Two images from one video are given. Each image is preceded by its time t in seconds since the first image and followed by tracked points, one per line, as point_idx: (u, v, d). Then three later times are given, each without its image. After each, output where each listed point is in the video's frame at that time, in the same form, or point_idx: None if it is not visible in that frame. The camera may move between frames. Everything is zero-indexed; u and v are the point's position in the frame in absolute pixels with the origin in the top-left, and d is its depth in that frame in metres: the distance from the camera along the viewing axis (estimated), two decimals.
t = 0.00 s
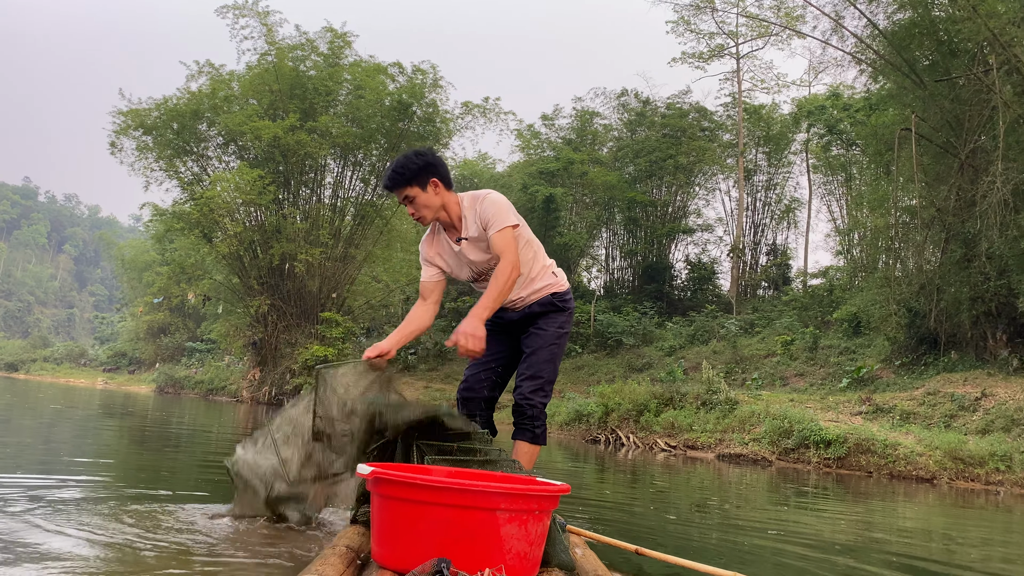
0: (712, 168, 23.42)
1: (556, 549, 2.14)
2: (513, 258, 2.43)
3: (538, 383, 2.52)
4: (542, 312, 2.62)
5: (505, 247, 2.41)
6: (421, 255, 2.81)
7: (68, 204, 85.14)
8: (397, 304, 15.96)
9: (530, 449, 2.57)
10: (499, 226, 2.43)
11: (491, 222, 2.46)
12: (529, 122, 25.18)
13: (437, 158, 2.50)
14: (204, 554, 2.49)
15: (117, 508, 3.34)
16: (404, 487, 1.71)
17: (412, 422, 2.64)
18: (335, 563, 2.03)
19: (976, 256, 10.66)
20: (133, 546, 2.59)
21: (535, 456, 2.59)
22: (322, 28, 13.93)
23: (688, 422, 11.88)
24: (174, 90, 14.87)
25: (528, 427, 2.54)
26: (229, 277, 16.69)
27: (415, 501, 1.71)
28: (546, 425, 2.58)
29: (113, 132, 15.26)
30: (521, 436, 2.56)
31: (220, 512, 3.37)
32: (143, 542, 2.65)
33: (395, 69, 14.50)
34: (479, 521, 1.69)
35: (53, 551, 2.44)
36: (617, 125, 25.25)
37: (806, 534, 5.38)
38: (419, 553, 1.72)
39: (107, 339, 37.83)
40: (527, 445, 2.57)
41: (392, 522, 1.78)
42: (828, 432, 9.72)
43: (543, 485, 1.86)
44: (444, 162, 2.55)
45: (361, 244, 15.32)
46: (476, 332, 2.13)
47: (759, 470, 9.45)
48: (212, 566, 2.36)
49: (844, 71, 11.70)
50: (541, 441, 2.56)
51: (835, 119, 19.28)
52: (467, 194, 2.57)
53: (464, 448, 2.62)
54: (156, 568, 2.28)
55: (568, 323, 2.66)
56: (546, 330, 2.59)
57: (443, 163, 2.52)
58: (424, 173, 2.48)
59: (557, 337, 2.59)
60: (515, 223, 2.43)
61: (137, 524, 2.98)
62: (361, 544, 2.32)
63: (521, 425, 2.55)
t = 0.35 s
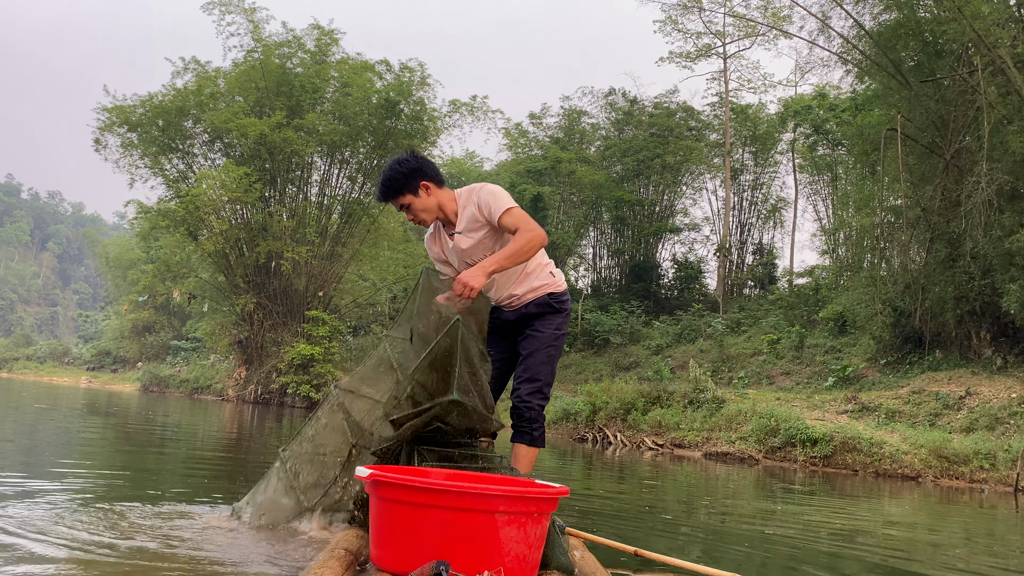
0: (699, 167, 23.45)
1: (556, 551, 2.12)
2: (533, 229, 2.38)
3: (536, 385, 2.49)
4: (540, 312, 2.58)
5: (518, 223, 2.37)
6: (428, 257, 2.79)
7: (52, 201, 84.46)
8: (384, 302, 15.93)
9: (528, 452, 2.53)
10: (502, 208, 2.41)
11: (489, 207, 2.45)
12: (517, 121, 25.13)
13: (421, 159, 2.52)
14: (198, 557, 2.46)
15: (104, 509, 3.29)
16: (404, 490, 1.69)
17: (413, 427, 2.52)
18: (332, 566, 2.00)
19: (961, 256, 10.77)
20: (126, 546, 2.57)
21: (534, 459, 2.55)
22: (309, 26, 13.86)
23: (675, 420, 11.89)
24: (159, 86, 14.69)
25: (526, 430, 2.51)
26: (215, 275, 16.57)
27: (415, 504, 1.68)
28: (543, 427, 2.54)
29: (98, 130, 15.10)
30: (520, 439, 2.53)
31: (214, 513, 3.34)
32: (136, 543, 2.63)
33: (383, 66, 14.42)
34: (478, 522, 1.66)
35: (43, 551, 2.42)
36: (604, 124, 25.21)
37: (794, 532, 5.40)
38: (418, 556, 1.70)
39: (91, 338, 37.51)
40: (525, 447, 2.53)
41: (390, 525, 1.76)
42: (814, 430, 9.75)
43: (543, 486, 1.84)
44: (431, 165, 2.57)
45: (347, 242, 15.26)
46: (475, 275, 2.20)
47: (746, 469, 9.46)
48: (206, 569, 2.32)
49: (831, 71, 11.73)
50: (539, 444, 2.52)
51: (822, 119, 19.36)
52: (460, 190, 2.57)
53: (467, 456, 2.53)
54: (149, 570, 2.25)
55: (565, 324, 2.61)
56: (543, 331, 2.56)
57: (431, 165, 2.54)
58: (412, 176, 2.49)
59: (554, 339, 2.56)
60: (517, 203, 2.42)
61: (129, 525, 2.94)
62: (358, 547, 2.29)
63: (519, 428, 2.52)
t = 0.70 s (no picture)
0: (686, 167, 23.50)
1: (556, 552, 2.13)
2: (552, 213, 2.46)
3: (533, 383, 2.50)
4: (537, 311, 2.60)
5: (535, 208, 2.44)
6: (427, 248, 2.82)
7: (36, 198, 83.77)
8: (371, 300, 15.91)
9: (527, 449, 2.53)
10: (518, 197, 2.47)
11: (503, 196, 2.50)
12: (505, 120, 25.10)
13: (432, 146, 2.53)
14: (193, 558, 2.45)
15: (95, 510, 3.26)
16: (403, 490, 1.69)
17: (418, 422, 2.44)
18: (333, 566, 2.00)
19: (946, 256, 10.85)
20: (122, 547, 2.58)
21: (533, 457, 2.56)
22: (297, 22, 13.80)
23: (663, 419, 11.92)
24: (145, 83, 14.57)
25: (524, 428, 2.52)
26: (201, 273, 16.48)
27: (415, 504, 1.68)
28: (541, 424, 2.55)
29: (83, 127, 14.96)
30: (519, 438, 2.54)
31: (211, 514, 3.30)
32: (133, 543, 2.63)
33: (371, 64, 14.38)
34: (476, 522, 1.66)
35: (35, 551, 2.42)
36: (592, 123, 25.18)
37: (781, 530, 5.43)
38: (417, 557, 1.70)
39: (75, 336, 37.23)
40: (524, 446, 2.53)
41: (390, 526, 1.75)
42: (801, 429, 9.79)
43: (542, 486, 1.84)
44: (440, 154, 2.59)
45: (335, 240, 15.21)
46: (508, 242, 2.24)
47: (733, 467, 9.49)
48: (201, 570, 2.31)
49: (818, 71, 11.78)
50: (538, 442, 2.53)
51: (808, 119, 19.44)
52: (469, 182, 2.61)
53: (465, 456, 2.49)
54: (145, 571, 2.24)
55: (563, 323, 2.63)
56: (540, 329, 2.57)
57: (441, 152, 2.55)
58: (422, 162, 2.49)
59: (551, 337, 2.58)
60: (532, 193, 2.48)
61: (123, 525, 2.92)
62: (358, 548, 2.29)
63: (517, 427, 2.54)
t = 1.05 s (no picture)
0: (675, 167, 23.54)
1: (562, 548, 2.12)
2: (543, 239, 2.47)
3: (537, 385, 2.48)
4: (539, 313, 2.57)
5: (531, 232, 2.45)
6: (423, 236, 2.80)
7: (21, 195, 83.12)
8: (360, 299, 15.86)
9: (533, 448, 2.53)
10: (516, 215, 2.46)
11: (502, 210, 2.49)
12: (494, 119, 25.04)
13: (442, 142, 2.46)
14: (193, 557, 2.42)
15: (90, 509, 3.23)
16: (407, 492, 1.67)
17: (412, 432, 2.58)
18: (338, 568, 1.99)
19: (934, 256, 10.91)
20: (113, 546, 2.54)
21: (540, 458, 2.55)
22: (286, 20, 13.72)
23: (652, 418, 11.92)
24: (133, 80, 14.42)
25: (529, 431, 2.51)
26: (188, 271, 16.36)
27: (419, 506, 1.66)
28: (546, 427, 2.54)
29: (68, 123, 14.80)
30: (524, 441, 2.52)
31: (205, 512, 3.26)
32: (126, 542, 2.60)
33: (360, 62, 14.31)
34: (481, 523, 1.65)
35: (24, 550, 2.39)
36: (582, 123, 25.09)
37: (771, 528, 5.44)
38: (423, 559, 1.68)
39: (61, 334, 36.94)
40: (529, 447, 2.53)
41: (395, 528, 1.73)
42: (790, 428, 9.80)
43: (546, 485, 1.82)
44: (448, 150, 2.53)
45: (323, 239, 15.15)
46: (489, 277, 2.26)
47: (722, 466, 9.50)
48: (202, 569, 2.29)
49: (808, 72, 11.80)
50: (543, 444, 2.52)
51: (797, 119, 19.49)
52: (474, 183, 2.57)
53: (466, 457, 2.56)
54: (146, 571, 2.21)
55: (564, 325, 2.60)
56: (542, 332, 2.55)
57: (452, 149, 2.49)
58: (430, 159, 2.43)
59: (553, 339, 2.55)
60: (531, 212, 2.48)
61: (119, 524, 2.89)
62: (362, 549, 2.29)
63: (521, 430, 2.52)
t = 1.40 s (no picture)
0: (663, 165, 23.59)
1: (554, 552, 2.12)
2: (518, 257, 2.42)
3: (539, 388, 2.48)
4: (540, 317, 2.58)
5: (505, 249, 2.40)
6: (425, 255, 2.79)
7: (6, 193, 82.44)
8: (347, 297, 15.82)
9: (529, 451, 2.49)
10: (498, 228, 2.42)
11: (489, 224, 2.45)
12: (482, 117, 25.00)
13: (424, 165, 2.47)
14: (184, 556, 2.41)
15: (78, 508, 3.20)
16: (403, 489, 1.67)
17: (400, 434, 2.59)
18: (331, 566, 1.98)
19: (920, 254, 10.97)
20: (104, 545, 2.52)
21: (539, 460, 2.52)
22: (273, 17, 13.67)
23: (640, 415, 11.94)
24: (119, 76, 14.30)
25: (530, 432, 2.49)
26: (174, 269, 16.25)
27: (414, 504, 1.66)
28: (547, 429, 2.52)
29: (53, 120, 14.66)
30: (524, 441, 2.50)
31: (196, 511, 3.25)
32: (117, 541, 2.58)
33: (348, 59, 14.26)
34: (475, 523, 1.65)
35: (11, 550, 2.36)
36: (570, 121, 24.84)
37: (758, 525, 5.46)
38: (416, 557, 1.68)
39: (46, 333, 36.65)
40: (528, 449, 2.49)
41: (390, 525, 1.73)
42: (777, 425, 9.82)
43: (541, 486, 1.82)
44: (435, 169, 2.52)
45: (311, 237, 15.10)
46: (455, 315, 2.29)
47: (710, 463, 9.52)
48: (193, 568, 2.28)
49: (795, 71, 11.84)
50: (543, 446, 2.50)
51: (784, 118, 19.56)
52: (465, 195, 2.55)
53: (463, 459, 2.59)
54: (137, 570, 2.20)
55: (565, 328, 2.62)
56: (544, 336, 2.56)
57: (433, 169, 2.50)
58: (416, 180, 2.44)
59: (555, 343, 2.56)
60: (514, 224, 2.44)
61: (109, 523, 2.87)
62: (355, 546, 2.29)
63: (523, 429, 2.50)
